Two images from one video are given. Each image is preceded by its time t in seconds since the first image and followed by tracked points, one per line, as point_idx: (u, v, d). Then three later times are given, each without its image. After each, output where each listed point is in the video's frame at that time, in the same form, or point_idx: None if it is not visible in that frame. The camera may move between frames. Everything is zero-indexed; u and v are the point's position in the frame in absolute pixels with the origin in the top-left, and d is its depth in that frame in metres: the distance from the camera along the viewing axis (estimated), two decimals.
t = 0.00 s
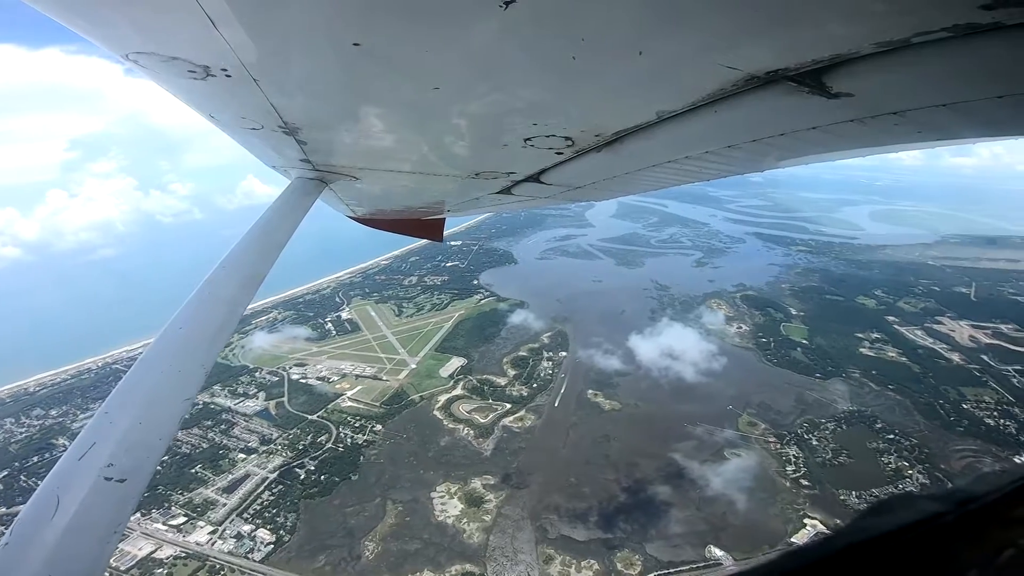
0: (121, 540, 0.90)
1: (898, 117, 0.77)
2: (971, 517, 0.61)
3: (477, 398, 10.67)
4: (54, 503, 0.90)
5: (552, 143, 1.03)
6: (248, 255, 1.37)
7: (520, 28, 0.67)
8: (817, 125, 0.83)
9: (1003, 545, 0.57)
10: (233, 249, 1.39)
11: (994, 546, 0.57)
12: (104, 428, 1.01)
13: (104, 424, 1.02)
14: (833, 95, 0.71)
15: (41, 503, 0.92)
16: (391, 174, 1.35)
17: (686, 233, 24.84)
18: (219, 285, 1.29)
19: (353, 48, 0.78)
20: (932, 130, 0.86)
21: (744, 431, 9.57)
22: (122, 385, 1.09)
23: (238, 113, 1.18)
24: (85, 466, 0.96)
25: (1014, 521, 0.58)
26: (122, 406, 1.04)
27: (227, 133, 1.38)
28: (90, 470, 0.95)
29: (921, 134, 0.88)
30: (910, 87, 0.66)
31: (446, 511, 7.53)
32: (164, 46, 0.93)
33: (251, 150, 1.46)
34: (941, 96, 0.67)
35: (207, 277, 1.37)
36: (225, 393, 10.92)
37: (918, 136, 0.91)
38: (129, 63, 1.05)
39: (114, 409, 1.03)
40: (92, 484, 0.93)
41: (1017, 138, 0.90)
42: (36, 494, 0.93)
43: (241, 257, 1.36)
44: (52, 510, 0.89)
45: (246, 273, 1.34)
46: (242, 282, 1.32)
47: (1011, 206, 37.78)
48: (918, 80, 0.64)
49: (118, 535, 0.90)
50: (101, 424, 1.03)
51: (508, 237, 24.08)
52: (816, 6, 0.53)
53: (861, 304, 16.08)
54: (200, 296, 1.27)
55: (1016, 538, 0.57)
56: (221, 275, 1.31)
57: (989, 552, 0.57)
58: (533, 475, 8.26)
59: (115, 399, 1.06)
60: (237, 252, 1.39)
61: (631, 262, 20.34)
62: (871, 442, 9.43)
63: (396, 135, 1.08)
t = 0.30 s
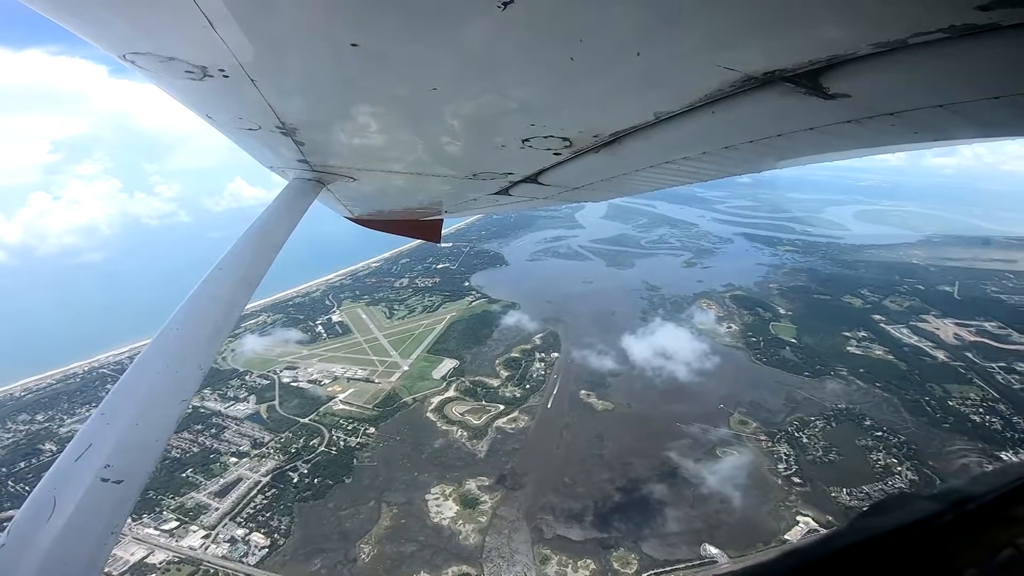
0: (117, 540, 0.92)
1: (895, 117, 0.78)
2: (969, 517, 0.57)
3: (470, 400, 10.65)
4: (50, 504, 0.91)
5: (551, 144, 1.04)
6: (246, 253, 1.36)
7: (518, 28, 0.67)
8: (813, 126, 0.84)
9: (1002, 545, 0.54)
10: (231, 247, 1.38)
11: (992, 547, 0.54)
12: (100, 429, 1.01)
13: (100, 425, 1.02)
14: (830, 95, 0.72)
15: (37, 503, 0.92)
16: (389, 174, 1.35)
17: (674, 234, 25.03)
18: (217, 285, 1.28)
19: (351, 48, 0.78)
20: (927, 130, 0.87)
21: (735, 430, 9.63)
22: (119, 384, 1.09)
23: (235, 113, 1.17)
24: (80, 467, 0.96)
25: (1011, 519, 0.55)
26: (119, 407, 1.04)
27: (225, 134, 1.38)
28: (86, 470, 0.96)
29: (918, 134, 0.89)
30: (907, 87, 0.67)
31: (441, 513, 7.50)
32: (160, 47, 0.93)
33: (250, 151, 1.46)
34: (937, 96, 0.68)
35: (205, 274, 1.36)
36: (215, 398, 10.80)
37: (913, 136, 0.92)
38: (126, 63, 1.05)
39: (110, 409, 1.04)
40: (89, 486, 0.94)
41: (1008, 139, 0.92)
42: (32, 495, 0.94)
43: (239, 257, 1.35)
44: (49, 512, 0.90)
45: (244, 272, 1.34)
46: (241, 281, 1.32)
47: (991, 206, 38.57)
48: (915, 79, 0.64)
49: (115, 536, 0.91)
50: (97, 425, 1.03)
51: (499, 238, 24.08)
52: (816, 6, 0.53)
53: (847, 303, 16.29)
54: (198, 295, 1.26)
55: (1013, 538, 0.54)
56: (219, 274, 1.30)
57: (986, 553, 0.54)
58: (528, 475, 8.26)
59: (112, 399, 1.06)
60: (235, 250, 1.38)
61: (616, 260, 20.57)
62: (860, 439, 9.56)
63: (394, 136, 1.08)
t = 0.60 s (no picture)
0: (115, 541, 0.92)
1: (893, 117, 0.79)
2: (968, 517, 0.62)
3: (464, 401, 10.63)
4: (48, 505, 0.92)
5: (549, 144, 1.04)
6: (245, 254, 1.36)
7: (519, 28, 0.67)
8: (812, 127, 0.85)
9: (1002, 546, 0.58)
10: (230, 247, 1.38)
11: (992, 547, 0.58)
12: (99, 430, 1.02)
13: (99, 425, 1.03)
14: (829, 96, 0.73)
15: (36, 504, 0.93)
16: (388, 175, 1.34)
17: (665, 235, 25.15)
18: (216, 286, 1.29)
19: (349, 50, 0.78)
20: (924, 131, 0.88)
21: (728, 429, 9.70)
22: (118, 385, 1.09)
23: (233, 113, 1.17)
24: (79, 467, 0.97)
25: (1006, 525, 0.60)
26: (116, 407, 1.05)
27: (224, 134, 1.38)
28: (85, 470, 0.97)
29: (916, 134, 0.90)
30: (906, 87, 0.68)
31: (437, 515, 7.48)
32: (159, 47, 0.93)
33: (248, 152, 1.45)
34: (934, 97, 0.69)
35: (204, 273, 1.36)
36: (206, 401, 10.69)
37: (910, 136, 0.93)
38: (124, 63, 1.05)
39: (109, 410, 1.04)
40: (86, 487, 0.94)
41: (1001, 139, 0.94)
42: (31, 495, 0.95)
43: (238, 257, 1.35)
44: (47, 512, 0.91)
45: (242, 272, 1.34)
46: (241, 281, 1.32)
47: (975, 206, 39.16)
48: (912, 79, 0.65)
49: (113, 537, 0.92)
50: (96, 425, 1.04)
51: (491, 240, 24.08)
52: (817, 7, 0.54)
53: (836, 302, 16.46)
54: (198, 295, 1.26)
55: (1010, 540, 0.58)
56: (218, 274, 1.31)
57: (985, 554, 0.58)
58: (523, 476, 8.25)
59: (110, 399, 1.06)
60: (233, 251, 1.38)
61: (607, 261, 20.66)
62: (851, 437, 9.67)
63: (393, 136, 1.08)
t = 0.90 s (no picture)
0: (115, 543, 0.92)
1: (892, 118, 0.79)
2: (962, 518, 0.72)
3: (459, 404, 10.60)
4: (48, 507, 0.92)
5: (549, 146, 1.05)
6: (245, 254, 1.35)
7: (517, 29, 0.68)
8: (811, 128, 0.86)
9: (999, 545, 0.68)
10: (230, 247, 1.37)
11: (989, 547, 0.68)
12: (99, 431, 1.01)
13: (99, 426, 1.03)
14: (827, 97, 0.74)
15: (36, 505, 0.93)
16: (388, 176, 1.35)
17: (656, 236, 25.27)
18: (216, 286, 1.28)
19: (349, 51, 0.78)
20: (922, 131, 0.89)
21: (722, 429, 9.75)
22: (117, 386, 1.09)
23: (233, 115, 1.16)
24: (79, 469, 0.97)
25: (998, 525, 0.70)
26: (116, 408, 1.04)
27: (223, 136, 1.37)
28: (85, 472, 0.97)
29: (914, 135, 0.91)
30: (903, 88, 0.69)
31: (434, 517, 7.45)
32: (158, 50, 0.93)
33: (248, 153, 1.45)
34: (931, 98, 0.70)
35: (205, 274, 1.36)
36: (198, 406, 10.58)
37: (907, 137, 0.94)
38: (124, 66, 1.05)
39: (109, 411, 1.04)
40: (86, 488, 0.94)
41: (996, 139, 0.95)
42: (31, 497, 0.94)
43: (237, 257, 1.35)
44: (47, 514, 0.91)
45: (242, 272, 1.33)
46: (241, 282, 1.31)
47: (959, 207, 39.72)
48: (911, 80, 0.66)
49: (113, 539, 0.92)
50: (96, 427, 1.03)
51: (483, 243, 24.07)
52: (816, 8, 0.55)
53: (826, 302, 16.61)
54: (198, 295, 1.26)
55: (1007, 539, 0.68)
56: (218, 275, 1.30)
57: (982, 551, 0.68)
58: (520, 478, 8.25)
59: (111, 400, 1.06)
60: (233, 251, 1.37)
61: (599, 263, 20.73)
62: (843, 436, 9.75)
63: (393, 137, 1.08)
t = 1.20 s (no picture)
0: (115, 544, 0.92)
1: (892, 118, 0.80)
2: (964, 518, 0.70)
3: (455, 406, 10.58)
4: (48, 508, 0.92)
5: (549, 147, 1.05)
6: (245, 257, 1.35)
7: (515, 31, 0.68)
8: (811, 128, 0.87)
9: (998, 546, 0.67)
10: (230, 250, 1.38)
11: (988, 547, 0.67)
12: (99, 432, 1.01)
13: (99, 428, 1.02)
14: (827, 98, 0.75)
15: (36, 506, 0.93)
16: (389, 177, 1.35)
17: (649, 237, 25.37)
18: (217, 289, 1.28)
19: (348, 53, 0.78)
20: (921, 131, 0.90)
21: (718, 428, 9.79)
22: (118, 388, 1.09)
23: (233, 116, 1.17)
24: (79, 471, 0.96)
25: (999, 526, 0.69)
26: (117, 409, 1.04)
27: (223, 137, 1.38)
28: (86, 473, 0.96)
29: (913, 136, 0.92)
30: (901, 89, 0.69)
31: (432, 519, 7.42)
32: (158, 51, 0.93)
33: (249, 155, 1.45)
34: (932, 96, 0.71)
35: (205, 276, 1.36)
36: (191, 411, 10.50)
37: (905, 137, 0.95)
38: (124, 67, 1.05)
39: (109, 412, 1.04)
40: (87, 489, 0.93)
41: (993, 140, 0.96)
42: (31, 498, 0.94)
43: (238, 259, 1.35)
44: (48, 515, 0.90)
45: (243, 274, 1.33)
46: (242, 284, 1.31)
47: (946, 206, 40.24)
48: (910, 80, 0.67)
49: (114, 540, 0.91)
50: (96, 428, 1.03)
51: (477, 245, 24.05)
52: (818, 8, 0.55)
53: (817, 302, 16.73)
54: (199, 297, 1.26)
55: (1007, 540, 0.67)
56: (219, 277, 1.30)
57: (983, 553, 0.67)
58: (518, 479, 8.24)
59: (111, 401, 1.06)
60: (233, 253, 1.38)
61: (593, 265, 20.78)
62: (837, 434, 9.82)
63: (393, 138, 1.08)
